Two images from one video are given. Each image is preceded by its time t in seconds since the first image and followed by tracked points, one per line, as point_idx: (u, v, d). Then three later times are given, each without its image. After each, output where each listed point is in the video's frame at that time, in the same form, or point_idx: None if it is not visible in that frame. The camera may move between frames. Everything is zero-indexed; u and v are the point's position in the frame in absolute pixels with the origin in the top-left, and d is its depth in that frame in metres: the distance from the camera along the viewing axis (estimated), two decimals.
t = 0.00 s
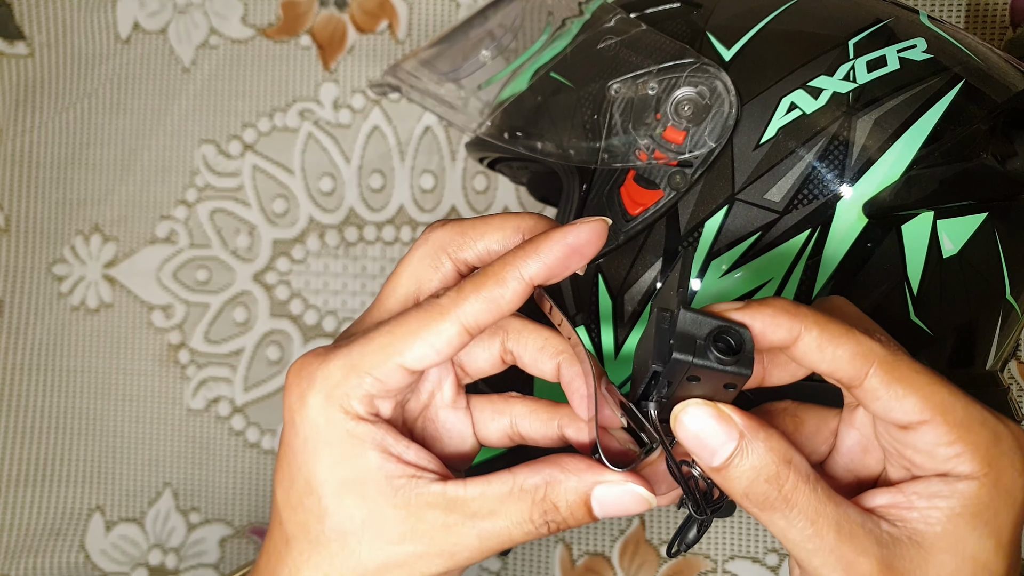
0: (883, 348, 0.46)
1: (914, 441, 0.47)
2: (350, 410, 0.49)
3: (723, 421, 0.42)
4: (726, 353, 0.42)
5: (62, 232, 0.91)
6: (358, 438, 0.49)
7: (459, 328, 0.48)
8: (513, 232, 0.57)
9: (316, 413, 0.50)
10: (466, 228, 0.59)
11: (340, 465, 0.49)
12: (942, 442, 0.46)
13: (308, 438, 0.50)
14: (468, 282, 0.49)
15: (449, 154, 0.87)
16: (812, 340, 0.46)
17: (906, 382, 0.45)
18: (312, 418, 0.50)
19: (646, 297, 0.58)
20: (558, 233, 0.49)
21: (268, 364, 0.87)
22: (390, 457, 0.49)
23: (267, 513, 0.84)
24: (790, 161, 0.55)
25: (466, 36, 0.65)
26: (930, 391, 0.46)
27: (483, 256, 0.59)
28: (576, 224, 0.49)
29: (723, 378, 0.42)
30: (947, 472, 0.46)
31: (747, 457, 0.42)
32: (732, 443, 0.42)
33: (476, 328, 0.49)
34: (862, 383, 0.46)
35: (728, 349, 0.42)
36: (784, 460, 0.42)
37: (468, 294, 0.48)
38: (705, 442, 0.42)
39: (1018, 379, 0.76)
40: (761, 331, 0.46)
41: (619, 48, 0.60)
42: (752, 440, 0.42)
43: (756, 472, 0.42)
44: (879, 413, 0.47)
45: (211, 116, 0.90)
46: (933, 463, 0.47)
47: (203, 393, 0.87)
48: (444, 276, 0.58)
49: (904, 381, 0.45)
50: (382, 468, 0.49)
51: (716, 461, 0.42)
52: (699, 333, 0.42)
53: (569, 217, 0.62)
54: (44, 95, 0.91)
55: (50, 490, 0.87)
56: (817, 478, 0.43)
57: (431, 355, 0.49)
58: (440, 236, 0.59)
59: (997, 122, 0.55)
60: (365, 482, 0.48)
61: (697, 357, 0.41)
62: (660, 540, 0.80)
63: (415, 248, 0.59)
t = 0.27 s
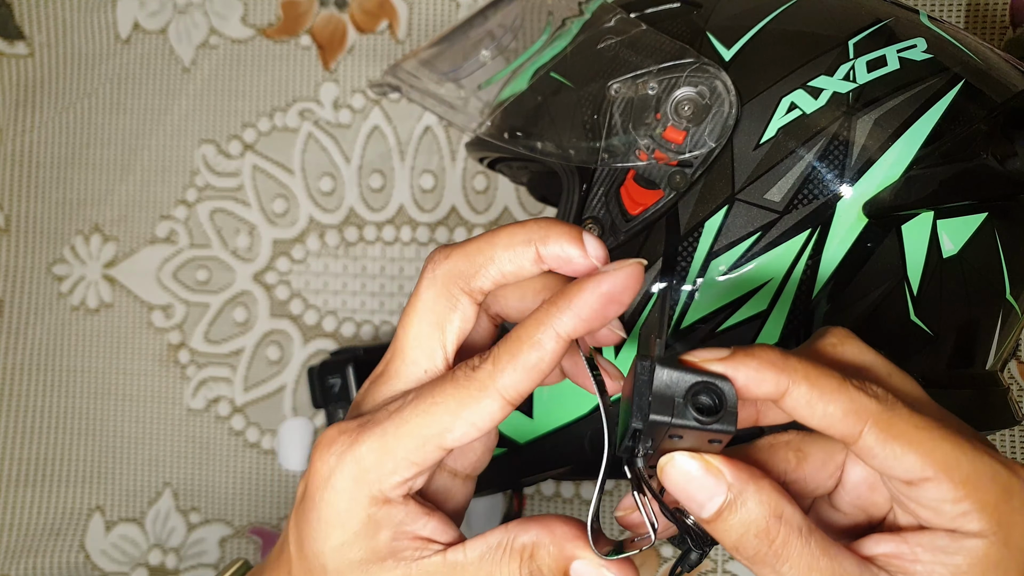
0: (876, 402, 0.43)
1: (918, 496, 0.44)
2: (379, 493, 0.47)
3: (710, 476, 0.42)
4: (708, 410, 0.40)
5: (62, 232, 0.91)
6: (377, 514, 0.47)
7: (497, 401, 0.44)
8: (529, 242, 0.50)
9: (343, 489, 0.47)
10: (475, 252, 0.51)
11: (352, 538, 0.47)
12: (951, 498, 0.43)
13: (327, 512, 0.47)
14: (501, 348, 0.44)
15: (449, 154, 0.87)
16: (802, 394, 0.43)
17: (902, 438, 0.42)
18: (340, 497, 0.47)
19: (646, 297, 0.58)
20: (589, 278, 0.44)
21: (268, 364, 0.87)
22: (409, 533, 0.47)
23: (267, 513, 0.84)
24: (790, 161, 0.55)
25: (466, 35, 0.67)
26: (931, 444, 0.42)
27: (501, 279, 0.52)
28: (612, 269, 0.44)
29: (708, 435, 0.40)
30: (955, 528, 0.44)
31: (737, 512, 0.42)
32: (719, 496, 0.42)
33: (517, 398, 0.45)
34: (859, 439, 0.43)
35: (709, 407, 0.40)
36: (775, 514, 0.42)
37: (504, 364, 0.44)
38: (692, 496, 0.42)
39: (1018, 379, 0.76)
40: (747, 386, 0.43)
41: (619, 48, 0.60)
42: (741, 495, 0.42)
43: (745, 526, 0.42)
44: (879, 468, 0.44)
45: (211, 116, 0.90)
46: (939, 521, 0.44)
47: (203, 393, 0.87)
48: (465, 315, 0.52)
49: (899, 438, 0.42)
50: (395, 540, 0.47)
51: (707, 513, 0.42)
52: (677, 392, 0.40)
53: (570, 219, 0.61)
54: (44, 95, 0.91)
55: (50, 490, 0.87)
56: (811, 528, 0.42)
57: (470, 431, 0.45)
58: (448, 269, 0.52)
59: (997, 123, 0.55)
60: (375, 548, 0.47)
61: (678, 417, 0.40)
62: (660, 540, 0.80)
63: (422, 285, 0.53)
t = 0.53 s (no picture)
0: (863, 428, 0.41)
1: (915, 518, 0.42)
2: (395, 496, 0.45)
3: (701, 491, 0.42)
4: (685, 434, 0.40)
5: (62, 232, 0.90)
6: (378, 518, 0.46)
7: (509, 399, 0.43)
8: (545, 249, 0.49)
9: (346, 485, 0.45)
10: (489, 256, 0.51)
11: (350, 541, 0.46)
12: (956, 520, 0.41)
13: (327, 514, 0.46)
14: (513, 346, 0.43)
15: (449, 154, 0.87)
16: (784, 419, 0.41)
17: (891, 462, 0.40)
18: (345, 495, 0.45)
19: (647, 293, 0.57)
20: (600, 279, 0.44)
21: (268, 364, 0.87)
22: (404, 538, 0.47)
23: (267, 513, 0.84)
24: (790, 162, 0.55)
25: (466, 35, 0.67)
26: (926, 467, 0.40)
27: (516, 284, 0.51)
28: (628, 274, 0.44)
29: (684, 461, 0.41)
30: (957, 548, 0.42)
31: (730, 527, 0.42)
32: (712, 511, 0.42)
33: (528, 397, 0.43)
34: (848, 464, 0.41)
35: (684, 433, 0.41)
36: (768, 528, 0.42)
37: (516, 360, 0.43)
38: (684, 511, 0.42)
39: (1018, 379, 0.76)
40: (727, 410, 0.41)
41: (619, 48, 0.60)
42: (733, 510, 0.42)
43: (737, 540, 0.42)
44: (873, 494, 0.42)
45: (211, 116, 0.90)
46: (940, 541, 0.42)
47: (203, 393, 0.87)
48: (477, 320, 0.52)
49: (888, 462, 0.40)
50: (393, 543, 0.47)
51: (700, 525, 0.42)
52: (652, 423, 0.41)
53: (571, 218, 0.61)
54: (43, 95, 0.91)
55: (49, 490, 0.86)
56: (806, 542, 0.42)
57: (481, 430, 0.43)
58: (462, 273, 0.51)
59: (997, 122, 0.54)
60: (371, 550, 0.47)
61: (652, 446, 0.40)
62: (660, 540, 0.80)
63: (436, 288, 0.52)
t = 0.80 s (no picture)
0: (842, 422, 0.41)
1: (899, 511, 0.42)
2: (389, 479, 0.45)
3: (693, 489, 0.42)
4: (667, 429, 0.41)
5: (62, 232, 0.90)
6: (372, 496, 0.45)
7: (511, 373, 0.44)
8: (542, 230, 0.51)
9: (343, 463, 0.45)
10: (488, 239, 0.52)
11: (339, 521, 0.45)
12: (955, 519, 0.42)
13: (321, 492, 0.45)
14: (512, 323, 0.45)
15: (449, 154, 0.87)
16: (763, 413, 0.41)
17: (869, 456, 0.40)
18: (341, 473, 0.45)
19: (648, 291, 0.57)
20: (594, 259, 0.46)
21: (268, 364, 0.87)
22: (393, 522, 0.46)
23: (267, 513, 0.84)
24: (790, 162, 0.55)
25: (466, 35, 0.67)
26: (905, 459, 0.40)
27: (513, 266, 0.52)
28: (622, 255, 0.46)
29: (669, 458, 0.42)
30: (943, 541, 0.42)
31: (725, 520, 0.42)
32: (704, 507, 0.42)
33: (528, 372, 0.44)
34: (829, 458, 0.41)
35: (666, 429, 0.42)
36: (758, 520, 0.42)
37: (516, 336, 0.44)
38: (678, 506, 0.42)
39: (1018, 379, 0.76)
40: (705, 404, 0.42)
41: (619, 48, 0.60)
42: (725, 502, 0.42)
43: (733, 531, 0.42)
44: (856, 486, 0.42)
45: (211, 116, 0.90)
46: (926, 534, 0.42)
47: (203, 393, 0.87)
48: (473, 301, 0.52)
49: (868, 456, 0.40)
50: (385, 523, 0.46)
51: (694, 522, 0.42)
52: (633, 421, 0.42)
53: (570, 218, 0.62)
54: (43, 95, 0.91)
55: (49, 490, 0.86)
56: (796, 533, 0.42)
57: (483, 405, 0.44)
58: (461, 254, 0.52)
59: (997, 122, 0.54)
60: (359, 531, 0.46)
61: (636, 444, 0.41)
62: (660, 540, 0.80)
63: (433, 267, 0.52)
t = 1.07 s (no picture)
0: (844, 389, 0.42)
1: (897, 489, 0.42)
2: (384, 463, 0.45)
3: (699, 474, 0.41)
4: (669, 404, 0.42)
5: (62, 232, 0.90)
6: (368, 486, 0.46)
7: (506, 364, 0.45)
8: (540, 227, 0.51)
9: (343, 455, 0.45)
10: (487, 233, 0.52)
11: (339, 517, 0.46)
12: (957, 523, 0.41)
13: (321, 485, 0.46)
14: (511, 315, 0.46)
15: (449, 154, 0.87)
16: (765, 380, 0.42)
17: (873, 424, 0.41)
18: (342, 459, 0.45)
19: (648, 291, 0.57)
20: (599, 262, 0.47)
21: (268, 364, 0.87)
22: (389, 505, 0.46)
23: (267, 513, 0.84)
24: (790, 161, 0.55)
25: (466, 35, 0.67)
26: (907, 429, 0.40)
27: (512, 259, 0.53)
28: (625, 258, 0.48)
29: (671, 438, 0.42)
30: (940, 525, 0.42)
31: (730, 507, 0.41)
32: (712, 489, 0.41)
33: (523, 365, 0.45)
34: (832, 426, 0.41)
35: (670, 404, 0.42)
36: (763, 505, 0.41)
37: (514, 329, 0.45)
38: (682, 491, 0.42)
39: (1018, 379, 0.76)
40: (709, 378, 0.43)
41: (619, 48, 0.60)
42: (732, 488, 0.41)
43: (738, 518, 0.41)
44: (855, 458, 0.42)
45: (211, 116, 0.90)
46: (921, 515, 0.42)
47: (203, 393, 0.87)
48: (470, 293, 0.52)
49: (869, 424, 0.41)
50: (382, 516, 0.46)
51: (698, 508, 0.42)
52: (639, 394, 0.42)
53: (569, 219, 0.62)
54: (43, 95, 0.91)
55: (49, 491, 0.86)
56: (799, 519, 0.42)
57: (477, 394, 0.44)
58: (459, 248, 0.52)
59: (997, 122, 0.54)
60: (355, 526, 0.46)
61: (639, 417, 0.42)
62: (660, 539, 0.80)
63: (431, 258, 0.53)
